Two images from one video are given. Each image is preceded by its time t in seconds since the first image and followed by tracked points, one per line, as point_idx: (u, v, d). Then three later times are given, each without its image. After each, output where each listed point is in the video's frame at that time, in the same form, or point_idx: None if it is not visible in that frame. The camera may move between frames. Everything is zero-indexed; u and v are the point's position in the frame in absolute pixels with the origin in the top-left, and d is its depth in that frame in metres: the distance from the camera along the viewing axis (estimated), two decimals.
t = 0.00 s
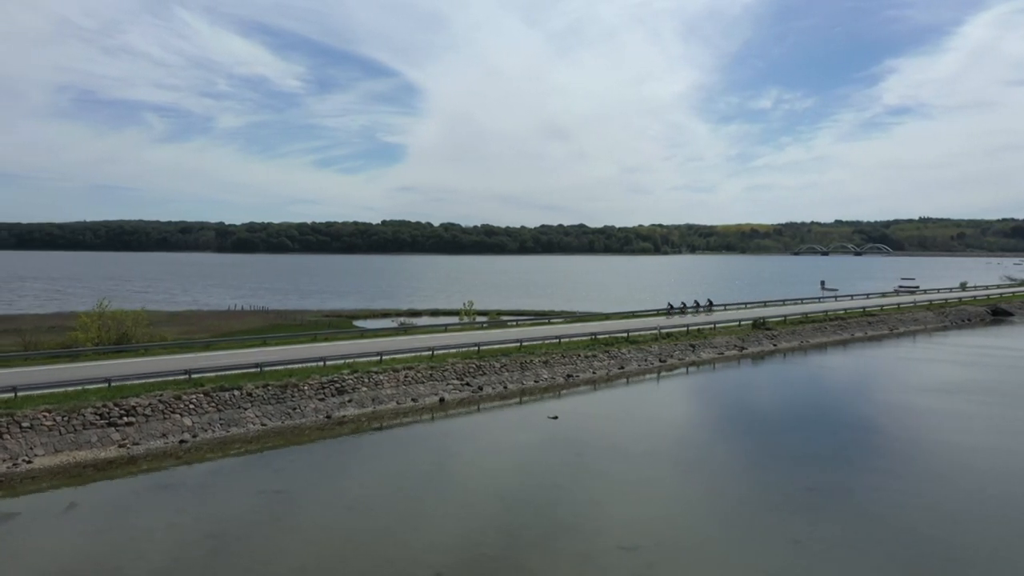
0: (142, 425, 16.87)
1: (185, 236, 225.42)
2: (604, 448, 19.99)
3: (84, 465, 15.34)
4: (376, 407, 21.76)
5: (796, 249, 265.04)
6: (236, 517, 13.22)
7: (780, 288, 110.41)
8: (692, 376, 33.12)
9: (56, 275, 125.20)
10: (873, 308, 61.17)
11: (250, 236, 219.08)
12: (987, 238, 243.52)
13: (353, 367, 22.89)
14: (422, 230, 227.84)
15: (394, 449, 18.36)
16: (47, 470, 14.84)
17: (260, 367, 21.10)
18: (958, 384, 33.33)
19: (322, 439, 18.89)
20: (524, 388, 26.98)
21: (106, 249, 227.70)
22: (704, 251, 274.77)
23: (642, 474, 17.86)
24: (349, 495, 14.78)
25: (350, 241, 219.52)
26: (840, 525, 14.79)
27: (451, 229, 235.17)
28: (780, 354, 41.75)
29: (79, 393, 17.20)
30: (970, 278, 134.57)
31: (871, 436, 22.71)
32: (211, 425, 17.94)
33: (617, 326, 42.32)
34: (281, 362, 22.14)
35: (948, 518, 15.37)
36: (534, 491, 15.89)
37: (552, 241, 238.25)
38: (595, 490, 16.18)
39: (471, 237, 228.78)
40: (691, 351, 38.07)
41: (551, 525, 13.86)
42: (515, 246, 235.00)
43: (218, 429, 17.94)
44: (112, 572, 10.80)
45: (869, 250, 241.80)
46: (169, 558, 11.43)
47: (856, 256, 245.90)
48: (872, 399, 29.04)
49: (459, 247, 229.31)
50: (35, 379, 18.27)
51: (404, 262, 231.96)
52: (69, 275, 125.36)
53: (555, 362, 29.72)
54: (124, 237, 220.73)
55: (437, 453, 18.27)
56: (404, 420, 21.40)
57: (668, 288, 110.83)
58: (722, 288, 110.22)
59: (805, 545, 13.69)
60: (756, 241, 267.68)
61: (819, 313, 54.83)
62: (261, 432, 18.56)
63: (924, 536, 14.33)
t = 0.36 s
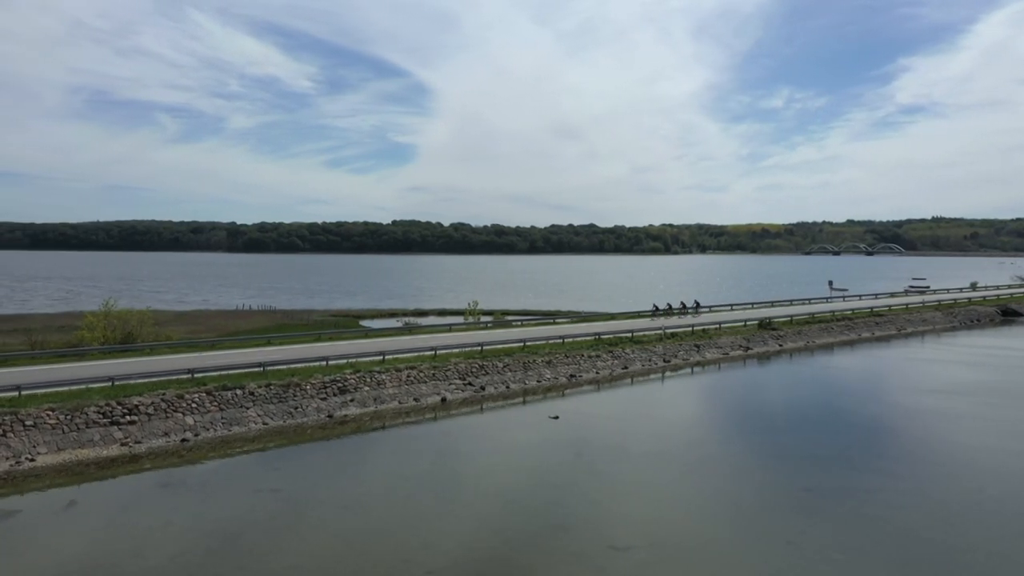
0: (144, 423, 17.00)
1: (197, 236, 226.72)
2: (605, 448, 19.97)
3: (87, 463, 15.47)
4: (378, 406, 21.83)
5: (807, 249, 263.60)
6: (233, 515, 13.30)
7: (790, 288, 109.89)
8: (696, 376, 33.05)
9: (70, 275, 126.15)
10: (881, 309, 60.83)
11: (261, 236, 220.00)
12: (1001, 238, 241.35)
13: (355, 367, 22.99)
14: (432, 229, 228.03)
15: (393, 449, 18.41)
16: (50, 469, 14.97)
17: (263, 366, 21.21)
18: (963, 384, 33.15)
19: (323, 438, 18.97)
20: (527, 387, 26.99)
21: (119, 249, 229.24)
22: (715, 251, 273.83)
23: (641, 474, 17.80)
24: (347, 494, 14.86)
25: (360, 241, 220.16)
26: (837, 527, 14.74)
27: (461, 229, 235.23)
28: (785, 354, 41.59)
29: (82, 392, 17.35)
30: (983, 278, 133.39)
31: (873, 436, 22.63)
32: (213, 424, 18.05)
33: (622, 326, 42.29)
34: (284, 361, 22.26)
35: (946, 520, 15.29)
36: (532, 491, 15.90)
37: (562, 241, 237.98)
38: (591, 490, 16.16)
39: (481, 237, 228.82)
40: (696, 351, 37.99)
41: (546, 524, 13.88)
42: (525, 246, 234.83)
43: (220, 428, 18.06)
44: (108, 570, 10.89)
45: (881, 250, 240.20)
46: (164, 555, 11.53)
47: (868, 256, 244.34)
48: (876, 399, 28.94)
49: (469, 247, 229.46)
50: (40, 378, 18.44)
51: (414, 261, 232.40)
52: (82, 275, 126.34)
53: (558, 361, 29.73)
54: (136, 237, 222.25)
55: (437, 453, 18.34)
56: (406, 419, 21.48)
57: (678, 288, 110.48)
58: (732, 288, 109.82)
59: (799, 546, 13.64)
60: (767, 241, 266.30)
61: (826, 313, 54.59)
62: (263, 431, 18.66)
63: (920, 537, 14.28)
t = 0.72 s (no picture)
0: (147, 422, 17.13)
1: (209, 236, 228.20)
2: (604, 448, 19.95)
3: (89, 461, 15.61)
4: (380, 405, 21.91)
5: (818, 249, 262.08)
6: (229, 513, 13.39)
7: (801, 288, 109.35)
8: (700, 376, 32.97)
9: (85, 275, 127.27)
10: (889, 309, 60.48)
11: (273, 236, 221.21)
12: (1015, 238, 238.96)
13: (358, 366, 23.10)
14: (441, 229, 228.35)
15: (393, 448, 18.51)
16: (53, 466, 15.11)
17: (266, 365, 21.36)
18: (970, 385, 32.92)
19: (324, 437, 19.04)
20: (530, 387, 27.01)
21: (132, 248, 231.31)
22: (725, 251, 272.86)
23: (639, 473, 17.80)
24: (344, 493, 14.94)
25: (371, 240, 220.81)
26: (834, 528, 14.69)
27: (471, 229, 235.49)
28: (791, 354, 41.43)
29: (86, 391, 17.50)
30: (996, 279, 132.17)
31: (875, 437, 22.55)
32: (215, 423, 18.17)
33: (627, 326, 42.25)
34: (287, 361, 22.39)
35: (945, 521, 15.21)
36: (529, 490, 15.92)
37: (572, 241, 237.71)
38: (587, 490, 16.16)
39: (492, 237, 228.91)
40: (700, 351, 37.91)
41: (541, 524, 13.90)
42: (535, 246, 234.70)
43: (222, 427, 18.17)
44: (103, 566, 11.00)
45: (894, 250, 238.45)
46: (158, 553, 11.62)
47: (881, 256, 242.65)
48: (880, 399, 28.81)
49: (479, 247, 229.57)
50: (45, 377, 18.64)
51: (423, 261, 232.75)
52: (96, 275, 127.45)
53: (561, 361, 29.74)
54: (150, 237, 223.91)
55: (436, 452, 18.41)
56: (408, 419, 21.55)
57: (688, 288, 110.12)
58: (742, 288, 109.36)
59: (791, 546, 13.61)
60: (779, 241, 264.94)
61: (832, 312, 54.37)
62: (264, 430, 18.76)
63: (917, 539, 14.21)
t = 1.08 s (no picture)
0: (150, 420, 17.27)
1: (222, 236, 229.74)
2: (604, 448, 19.92)
3: (92, 459, 15.74)
4: (382, 405, 21.99)
5: (833, 248, 260.11)
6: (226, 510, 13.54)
7: (813, 288, 108.67)
8: (704, 376, 32.88)
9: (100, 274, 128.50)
10: (898, 309, 60.07)
11: (285, 236, 222.39)
12: None
13: (361, 366, 23.20)
14: (452, 229, 228.53)
15: (392, 446, 18.57)
16: (57, 464, 15.25)
17: (270, 364, 21.49)
18: (977, 386, 32.68)
19: (326, 436, 19.12)
20: (533, 387, 27.03)
21: (146, 248, 233.20)
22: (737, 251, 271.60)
23: (637, 474, 17.76)
24: (340, 491, 15.03)
25: (382, 240, 221.38)
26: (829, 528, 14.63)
27: (481, 229, 235.62)
28: (797, 354, 41.23)
29: (91, 389, 17.67)
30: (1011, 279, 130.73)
31: (877, 437, 22.47)
32: (218, 421, 18.29)
33: (633, 326, 42.19)
34: (290, 360, 22.51)
35: (941, 522, 15.13)
36: (526, 490, 15.94)
37: (583, 241, 237.26)
38: (583, 490, 16.14)
39: (503, 237, 228.95)
40: (706, 351, 37.80)
41: (536, 523, 13.93)
42: (546, 246, 234.41)
43: (225, 425, 18.29)
44: (99, 561, 11.15)
45: (907, 249, 236.50)
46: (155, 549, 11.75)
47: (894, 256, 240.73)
48: (885, 400, 28.67)
49: (490, 247, 229.63)
50: (51, 375, 18.83)
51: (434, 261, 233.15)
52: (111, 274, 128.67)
53: (565, 361, 29.74)
54: (164, 237, 225.60)
55: (435, 451, 18.47)
56: (410, 418, 21.61)
57: (698, 288, 109.60)
58: (753, 288, 108.80)
59: (785, 547, 13.56)
60: (792, 241, 263.23)
61: (840, 312, 54.07)
62: (267, 429, 18.86)
63: (913, 540, 14.12)
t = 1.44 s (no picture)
0: (157, 418, 17.44)
1: (239, 237, 231.68)
2: (605, 448, 19.80)
3: (99, 456, 15.92)
4: (388, 404, 22.09)
5: (850, 248, 257.74)
6: (226, 507, 13.67)
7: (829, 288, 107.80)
8: (712, 376, 32.73)
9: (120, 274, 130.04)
10: (911, 309, 59.48)
11: (300, 236, 224.00)
12: None
13: (367, 365, 23.32)
14: (466, 229, 228.83)
15: (394, 446, 18.65)
16: (64, 461, 15.44)
17: (276, 363, 21.65)
18: (989, 387, 32.30)
19: (331, 435, 19.22)
20: (539, 386, 27.03)
21: (164, 249, 235.68)
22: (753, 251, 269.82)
23: (638, 473, 17.62)
24: (339, 489, 15.10)
25: (398, 240, 222.06)
26: (830, 529, 14.47)
27: (495, 229, 235.72)
28: (807, 355, 40.94)
29: (99, 387, 17.88)
30: None
31: (884, 439, 22.26)
32: (224, 420, 18.45)
33: (642, 326, 42.10)
34: (297, 359, 22.66)
35: (944, 524, 14.94)
36: (525, 489, 15.90)
37: (598, 241, 236.65)
38: (582, 489, 16.02)
39: (518, 237, 228.85)
40: (715, 351, 37.64)
41: (533, 521, 13.86)
42: (561, 246, 234.06)
43: (231, 424, 18.44)
44: (98, 557, 11.29)
45: (926, 248, 233.80)
46: (153, 544, 11.89)
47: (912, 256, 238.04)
48: (893, 401, 28.41)
49: (505, 247, 229.62)
50: (61, 374, 19.08)
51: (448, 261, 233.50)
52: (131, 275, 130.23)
53: (572, 361, 29.72)
54: (182, 237, 227.97)
55: (438, 450, 18.51)
56: (415, 417, 21.67)
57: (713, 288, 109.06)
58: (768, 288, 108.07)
59: (783, 547, 13.41)
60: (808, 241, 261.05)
61: (852, 312, 53.63)
62: (272, 427, 18.99)
63: (915, 542, 13.94)
